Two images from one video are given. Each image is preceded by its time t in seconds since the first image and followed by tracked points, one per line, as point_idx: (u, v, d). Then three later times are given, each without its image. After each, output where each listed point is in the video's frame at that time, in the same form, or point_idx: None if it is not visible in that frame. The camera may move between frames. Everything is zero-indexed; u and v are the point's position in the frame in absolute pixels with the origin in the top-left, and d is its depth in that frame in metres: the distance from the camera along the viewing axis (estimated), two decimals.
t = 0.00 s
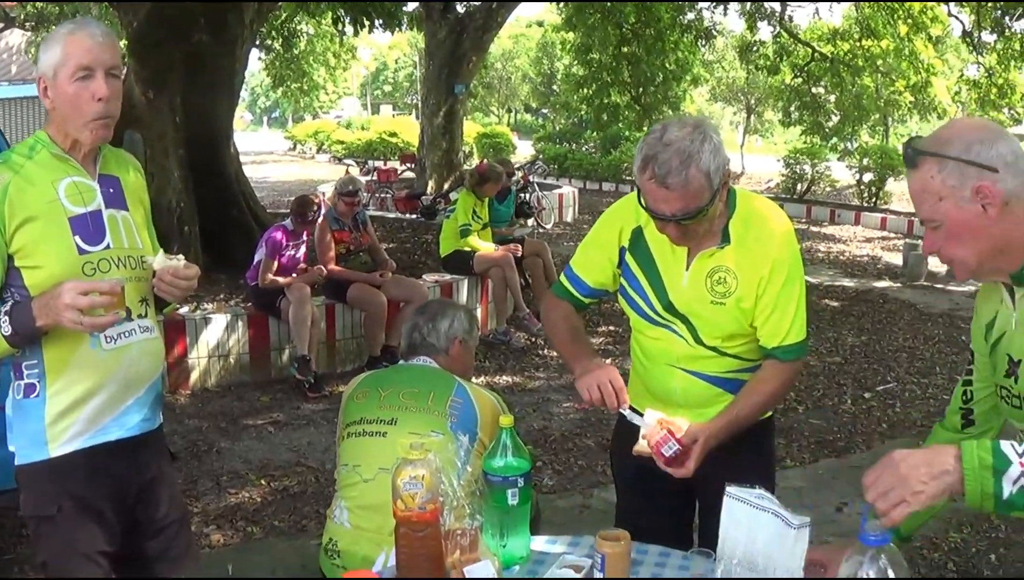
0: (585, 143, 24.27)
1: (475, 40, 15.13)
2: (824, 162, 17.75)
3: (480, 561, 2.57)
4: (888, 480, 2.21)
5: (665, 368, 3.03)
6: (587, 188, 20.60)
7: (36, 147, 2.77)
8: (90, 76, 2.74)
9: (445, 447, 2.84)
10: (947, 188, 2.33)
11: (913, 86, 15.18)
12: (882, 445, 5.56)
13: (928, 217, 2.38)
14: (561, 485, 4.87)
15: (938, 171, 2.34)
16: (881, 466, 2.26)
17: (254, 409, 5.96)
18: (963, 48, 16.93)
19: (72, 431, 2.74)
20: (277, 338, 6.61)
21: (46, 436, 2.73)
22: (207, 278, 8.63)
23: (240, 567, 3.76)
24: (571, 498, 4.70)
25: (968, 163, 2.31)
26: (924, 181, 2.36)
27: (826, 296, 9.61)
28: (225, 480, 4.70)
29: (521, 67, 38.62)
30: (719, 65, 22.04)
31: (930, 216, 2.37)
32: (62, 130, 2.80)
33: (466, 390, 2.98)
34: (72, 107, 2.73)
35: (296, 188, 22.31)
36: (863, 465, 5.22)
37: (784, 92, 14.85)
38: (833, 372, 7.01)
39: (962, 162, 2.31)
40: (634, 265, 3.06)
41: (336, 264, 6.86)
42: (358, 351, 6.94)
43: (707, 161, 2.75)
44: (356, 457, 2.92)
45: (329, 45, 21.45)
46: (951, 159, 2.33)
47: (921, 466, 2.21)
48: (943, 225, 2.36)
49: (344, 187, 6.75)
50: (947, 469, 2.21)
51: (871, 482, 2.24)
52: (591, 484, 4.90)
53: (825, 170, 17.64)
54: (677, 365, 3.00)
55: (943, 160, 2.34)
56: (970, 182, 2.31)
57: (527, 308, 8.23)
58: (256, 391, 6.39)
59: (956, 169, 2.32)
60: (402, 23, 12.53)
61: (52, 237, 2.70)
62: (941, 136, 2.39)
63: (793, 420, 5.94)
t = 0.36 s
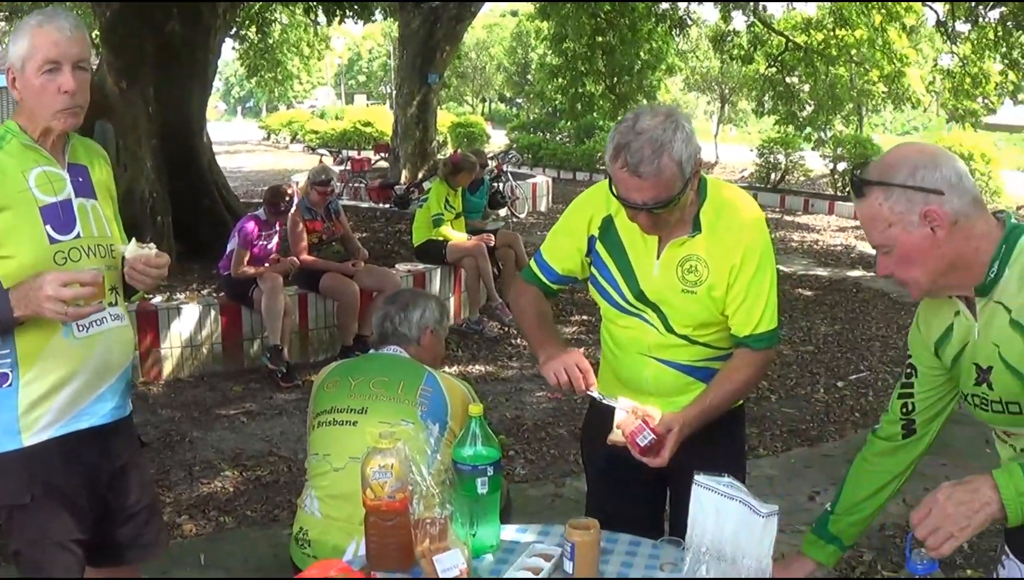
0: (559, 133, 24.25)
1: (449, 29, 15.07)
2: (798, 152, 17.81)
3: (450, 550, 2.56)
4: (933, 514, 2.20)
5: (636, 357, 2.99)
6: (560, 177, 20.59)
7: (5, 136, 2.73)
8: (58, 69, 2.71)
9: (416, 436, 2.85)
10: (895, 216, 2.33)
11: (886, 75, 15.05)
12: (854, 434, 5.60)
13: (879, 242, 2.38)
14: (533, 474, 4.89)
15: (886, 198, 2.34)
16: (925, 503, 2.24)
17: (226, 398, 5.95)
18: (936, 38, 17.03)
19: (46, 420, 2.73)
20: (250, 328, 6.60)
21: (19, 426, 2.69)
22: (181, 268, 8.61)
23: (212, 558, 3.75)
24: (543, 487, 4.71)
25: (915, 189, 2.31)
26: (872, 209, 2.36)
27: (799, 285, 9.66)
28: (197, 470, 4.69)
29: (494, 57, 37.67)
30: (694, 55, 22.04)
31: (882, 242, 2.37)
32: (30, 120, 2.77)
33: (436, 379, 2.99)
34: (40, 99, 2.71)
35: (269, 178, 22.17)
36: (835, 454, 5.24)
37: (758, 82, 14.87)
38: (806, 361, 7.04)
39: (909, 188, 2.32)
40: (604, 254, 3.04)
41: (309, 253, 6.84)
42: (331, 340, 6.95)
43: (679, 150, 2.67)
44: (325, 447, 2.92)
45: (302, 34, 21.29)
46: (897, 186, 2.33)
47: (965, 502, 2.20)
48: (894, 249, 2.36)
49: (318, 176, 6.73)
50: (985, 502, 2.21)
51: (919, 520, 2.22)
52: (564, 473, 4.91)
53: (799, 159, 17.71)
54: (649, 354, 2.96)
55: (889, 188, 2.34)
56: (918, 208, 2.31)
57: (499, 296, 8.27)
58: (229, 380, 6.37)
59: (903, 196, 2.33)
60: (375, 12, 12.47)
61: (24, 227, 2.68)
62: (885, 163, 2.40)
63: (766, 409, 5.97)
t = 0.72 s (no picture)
0: (533, 123, 24.21)
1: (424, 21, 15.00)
2: (772, 142, 17.85)
3: (420, 542, 2.61)
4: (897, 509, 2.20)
5: (606, 348, 2.99)
6: (535, 168, 20.56)
7: None
8: (25, 62, 2.68)
9: (385, 427, 2.84)
10: (856, 220, 2.32)
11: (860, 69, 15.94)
12: (827, 423, 5.63)
13: (841, 247, 2.37)
14: (507, 465, 4.91)
15: (846, 204, 2.32)
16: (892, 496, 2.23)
17: (199, 391, 5.94)
18: (910, 28, 17.10)
19: (17, 412, 2.73)
20: (223, 319, 6.57)
21: None
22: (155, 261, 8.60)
23: (185, 551, 3.74)
24: (516, 478, 4.73)
25: (875, 194, 2.30)
26: (832, 214, 2.35)
27: (775, 275, 9.70)
28: (171, 462, 4.68)
29: (469, 47, 37.58)
30: (668, 45, 22.06)
31: (844, 247, 2.36)
32: None
33: (406, 370, 2.99)
34: (7, 91, 2.68)
35: (243, 170, 22.05)
36: (808, 443, 5.27)
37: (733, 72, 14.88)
38: (780, 351, 7.08)
39: (869, 193, 2.30)
40: (573, 246, 3.03)
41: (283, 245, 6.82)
42: (304, 332, 6.93)
43: (647, 142, 2.66)
44: (295, 439, 2.92)
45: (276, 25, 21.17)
46: (858, 192, 2.31)
47: (932, 500, 2.19)
48: (856, 254, 2.35)
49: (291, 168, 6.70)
50: (951, 501, 2.19)
51: (885, 513, 2.22)
52: (537, 464, 4.93)
53: (773, 149, 17.76)
54: (618, 345, 2.96)
55: (850, 194, 2.32)
56: (878, 213, 2.30)
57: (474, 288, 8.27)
58: (203, 372, 6.37)
59: (863, 202, 2.31)
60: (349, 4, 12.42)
61: None
62: (845, 168, 2.38)
63: (741, 399, 5.99)
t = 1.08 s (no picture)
0: (511, 124, 24.21)
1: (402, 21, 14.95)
2: (748, 144, 17.90)
3: (386, 544, 2.61)
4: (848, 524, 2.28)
5: (575, 351, 3.01)
6: (512, 169, 20.56)
7: None
8: None
9: (353, 429, 2.85)
10: (805, 239, 2.36)
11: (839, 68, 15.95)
12: (798, 427, 5.67)
13: (792, 265, 2.42)
14: (477, 466, 4.93)
15: (795, 223, 2.37)
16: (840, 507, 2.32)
17: (172, 389, 5.94)
18: (887, 32, 17.20)
19: None
20: (197, 318, 6.59)
21: None
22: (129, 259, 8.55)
23: (154, 550, 3.74)
24: (487, 480, 4.75)
25: (823, 213, 2.34)
26: (783, 234, 2.40)
27: (749, 278, 9.76)
28: (142, 460, 4.68)
29: (447, 47, 37.47)
30: (646, 46, 22.09)
31: (794, 265, 2.41)
32: None
33: (375, 371, 2.99)
34: None
35: (219, 167, 21.94)
36: (779, 446, 5.30)
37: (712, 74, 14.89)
38: (753, 354, 7.13)
39: (817, 212, 2.35)
40: (543, 250, 3.05)
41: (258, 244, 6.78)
42: (278, 331, 6.93)
43: (615, 147, 2.68)
44: (264, 439, 2.92)
45: (254, 21, 21.06)
46: (805, 211, 2.36)
47: (880, 510, 2.26)
48: (806, 271, 2.40)
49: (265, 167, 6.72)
50: (899, 513, 2.26)
51: (834, 522, 2.30)
52: (507, 465, 4.96)
53: (749, 152, 17.85)
54: (587, 349, 2.98)
55: (797, 214, 2.37)
56: (826, 231, 2.34)
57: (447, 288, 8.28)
58: (175, 371, 6.38)
59: (812, 220, 2.35)
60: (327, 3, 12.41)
61: None
62: (794, 187, 2.43)
63: (713, 401, 6.03)
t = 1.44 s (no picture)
0: (492, 126, 24.24)
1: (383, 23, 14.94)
2: (728, 148, 18.04)
3: (357, 546, 2.59)
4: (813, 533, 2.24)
5: (547, 354, 3.01)
6: (493, 171, 20.59)
7: None
8: None
9: (325, 431, 2.84)
10: (776, 240, 2.35)
11: (820, 71, 16.04)
12: (775, 430, 5.69)
13: (763, 267, 2.41)
14: (454, 468, 4.95)
15: (766, 225, 2.37)
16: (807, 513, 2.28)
17: (149, 391, 5.93)
18: (867, 36, 17.28)
19: None
20: (174, 320, 6.59)
21: None
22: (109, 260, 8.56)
23: (130, 551, 3.75)
24: (463, 482, 4.78)
25: (793, 214, 2.33)
26: (754, 235, 2.39)
27: (728, 281, 9.81)
28: (119, 462, 4.69)
29: (429, 49, 37.48)
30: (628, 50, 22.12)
31: (765, 266, 2.40)
32: None
33: (347, 373, 2.99)
34: None
35: (199, 169, 21.91)
36: (756, 449, 5.32)
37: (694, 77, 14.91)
38: (732, 357, 7.17)
39: (787, 214, 2.34)
40: (514, 252, 3.05)
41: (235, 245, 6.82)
42: (255, 333, 6.96)
43: (581, 150, 2.70)
44: (236, 441, 2.93)
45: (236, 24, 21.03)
46: (777, 212, 2.35)
47: (847, 512, 2.26)
48: (778, 273, 2.39)
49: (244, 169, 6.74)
50: (866, 515, 2.26)
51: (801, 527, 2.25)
52: (484, 468, 4.98)
53: (731, 156, 18.01)
54: (559, 351, 2.98)
55: (768, 215, 2.36)
56: (797, 232, 2.33)
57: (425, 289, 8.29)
58: (153, 373, 6.38)
59: (782, 221, 2.34)
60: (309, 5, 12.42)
61: None
62: (765, 189, 2.42)
63: (691, 405, 6.05)
